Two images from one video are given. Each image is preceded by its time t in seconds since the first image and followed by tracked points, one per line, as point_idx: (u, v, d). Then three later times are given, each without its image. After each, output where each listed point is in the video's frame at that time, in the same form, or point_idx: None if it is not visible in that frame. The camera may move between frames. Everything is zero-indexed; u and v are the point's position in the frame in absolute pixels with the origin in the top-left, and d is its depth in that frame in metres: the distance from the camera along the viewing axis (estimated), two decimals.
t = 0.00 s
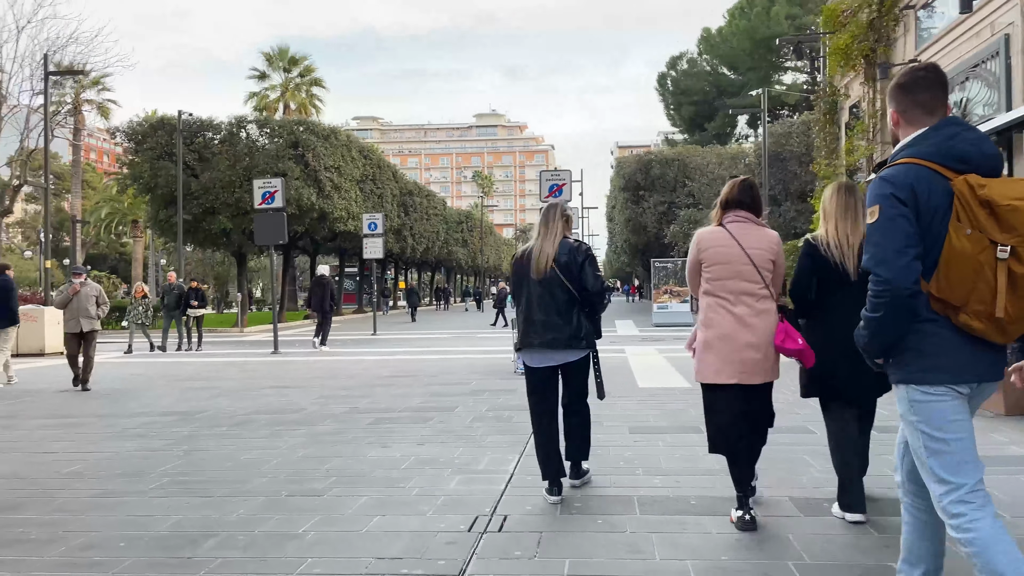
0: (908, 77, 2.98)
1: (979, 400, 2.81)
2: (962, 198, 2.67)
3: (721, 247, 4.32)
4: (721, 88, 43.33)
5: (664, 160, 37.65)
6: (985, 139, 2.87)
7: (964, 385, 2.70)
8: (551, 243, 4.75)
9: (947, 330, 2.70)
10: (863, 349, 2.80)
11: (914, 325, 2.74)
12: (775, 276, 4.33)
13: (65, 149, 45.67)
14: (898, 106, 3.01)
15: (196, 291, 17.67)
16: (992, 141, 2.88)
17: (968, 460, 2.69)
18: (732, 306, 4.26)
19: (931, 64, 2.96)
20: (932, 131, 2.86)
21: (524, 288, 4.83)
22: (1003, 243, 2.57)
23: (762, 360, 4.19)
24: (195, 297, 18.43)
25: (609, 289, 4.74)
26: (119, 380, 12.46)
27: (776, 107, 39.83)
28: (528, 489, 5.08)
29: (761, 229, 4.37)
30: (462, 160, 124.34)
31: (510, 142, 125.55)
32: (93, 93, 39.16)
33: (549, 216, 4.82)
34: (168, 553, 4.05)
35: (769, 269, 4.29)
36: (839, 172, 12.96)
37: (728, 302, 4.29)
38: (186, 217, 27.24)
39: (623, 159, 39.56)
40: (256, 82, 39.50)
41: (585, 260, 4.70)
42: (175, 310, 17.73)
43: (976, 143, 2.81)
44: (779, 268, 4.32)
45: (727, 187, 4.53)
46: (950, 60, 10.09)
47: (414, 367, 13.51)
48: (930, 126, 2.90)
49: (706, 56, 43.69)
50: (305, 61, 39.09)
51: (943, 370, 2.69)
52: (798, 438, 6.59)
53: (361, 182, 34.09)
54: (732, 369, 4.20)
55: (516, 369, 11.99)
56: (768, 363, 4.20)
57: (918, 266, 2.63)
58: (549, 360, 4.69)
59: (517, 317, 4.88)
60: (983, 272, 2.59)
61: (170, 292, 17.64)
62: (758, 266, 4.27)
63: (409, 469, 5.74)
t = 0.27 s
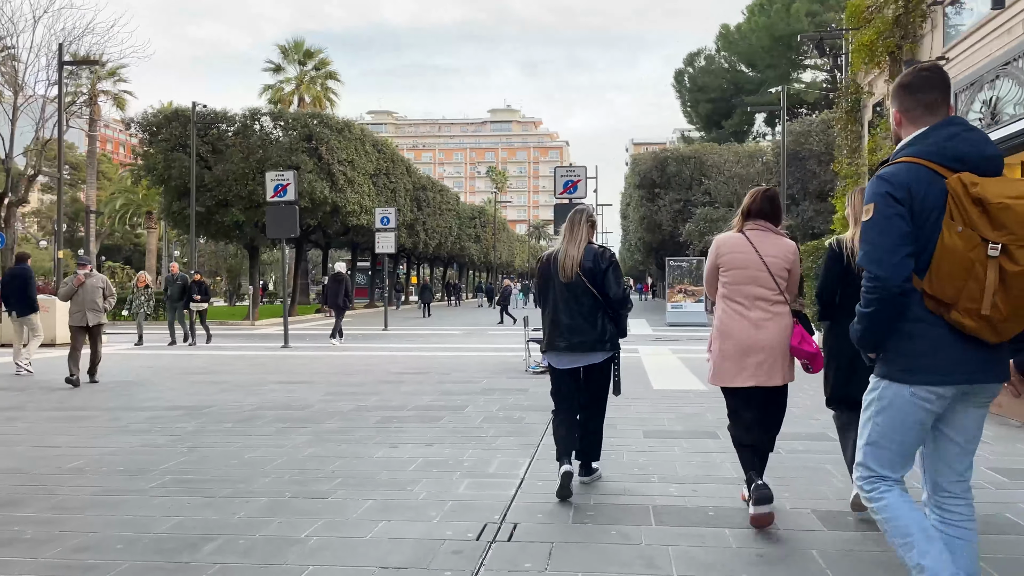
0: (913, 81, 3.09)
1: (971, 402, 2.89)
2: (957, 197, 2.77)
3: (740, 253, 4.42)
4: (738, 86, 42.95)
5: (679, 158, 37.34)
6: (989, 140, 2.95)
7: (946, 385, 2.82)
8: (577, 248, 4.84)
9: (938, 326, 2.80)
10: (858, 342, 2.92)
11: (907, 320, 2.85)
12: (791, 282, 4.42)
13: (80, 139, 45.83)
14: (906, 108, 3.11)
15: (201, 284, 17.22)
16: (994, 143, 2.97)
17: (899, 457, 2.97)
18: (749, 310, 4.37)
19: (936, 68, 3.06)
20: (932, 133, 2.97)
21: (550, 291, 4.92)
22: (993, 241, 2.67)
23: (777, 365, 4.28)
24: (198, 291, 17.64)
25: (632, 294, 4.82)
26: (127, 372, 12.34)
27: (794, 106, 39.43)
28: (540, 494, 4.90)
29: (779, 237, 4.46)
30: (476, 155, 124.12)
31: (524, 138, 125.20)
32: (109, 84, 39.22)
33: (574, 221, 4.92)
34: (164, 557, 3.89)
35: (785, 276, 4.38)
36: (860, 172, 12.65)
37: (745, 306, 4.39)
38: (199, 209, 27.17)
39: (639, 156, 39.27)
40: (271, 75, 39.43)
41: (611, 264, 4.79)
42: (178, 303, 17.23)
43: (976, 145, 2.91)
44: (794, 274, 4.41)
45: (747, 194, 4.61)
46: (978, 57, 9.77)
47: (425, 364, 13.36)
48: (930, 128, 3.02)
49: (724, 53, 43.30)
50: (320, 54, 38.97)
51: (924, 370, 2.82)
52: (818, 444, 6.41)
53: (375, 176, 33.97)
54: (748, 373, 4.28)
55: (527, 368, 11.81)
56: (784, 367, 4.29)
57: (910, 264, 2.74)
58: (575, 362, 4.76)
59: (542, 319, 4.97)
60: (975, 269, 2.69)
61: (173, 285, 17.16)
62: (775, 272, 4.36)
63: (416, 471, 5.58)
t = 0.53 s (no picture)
0: (888, 86, 3.16)
1: (957, 396, 2.89)
2: (922, 199, 2.82)
3: (743, 246, 4.57)
4: (744, 83, 42.78)
5: (684, 154, 37.15)
6: (962, 140, 3.01)
7: (925, 381, 2.84)
8: (592, 241, 5.07)
9: (910, 325, 2.85)
10: (834, 342, 2.97)
11: (878, 320, 2.91)
12: (792, 273, 4.59)
13: (83, 132, 45.72)
14: (883, 112, 3.18)
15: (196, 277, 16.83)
16: (968, 143, 3.02)
17: (880, 454, 2.95)
18: (754, 301, 4.54)
19: (910, 70, 3.13)
20: (903, 137, 3.05)
21: (568, 284, 5.15)
22: (956, 241, 2.74)
23: (784, 353, 4.45)
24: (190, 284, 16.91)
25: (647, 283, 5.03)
26: (126, 366, 12.22)
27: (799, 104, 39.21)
28: (543, 496, 4.75)
29: (778, 231, 4.63)
30: (480, 151, 123.87)
31: (528, 134, 124.96)
32: (113, 77, 39.10)
33: (588, 216, 5.14)
34: (155, 559, 3.77)
35: (787, 267, 4.55)
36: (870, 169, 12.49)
37: (750, 298, 4.56)
38: (201, 202, 27.01)
39: (643, 153, 39.09)
40: (274, 69, 39.26)
41: (625, 256, 5.02)
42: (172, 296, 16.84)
43: (946, 145, 2.97)
44: (796, 265, 4.58)
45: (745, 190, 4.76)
46: (992, 52, 9.62)
47: (426, 360, 13.21)
48: (903, 133, 3.09)
49: (730, 51, 43.08)
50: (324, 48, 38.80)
51: (899, 367, 2.85)
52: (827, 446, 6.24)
53: (378, 171, 33.84)
54: (755, 362, 4.46)
55: (530, 366, 11.66)
56: (790, 355, 4.46)
57: (875, 265, 2.82)
58: (593, 351, 4.98)
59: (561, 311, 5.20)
60: (939, 270, 2.75)
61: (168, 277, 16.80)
62: (777, 264, 4.53)
63: (417, 470, 5.44)
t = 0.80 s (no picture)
0: (852, 84, 3.10)
1: (915, 389, 2.86)
2: (873, 201, 2.81)
3: (729, 249, 4.73)
4: (739, 81, 42.72)
5: (680, 152, 37.07)
6: (919, 141, 2.98)
7: (876, 378, 2.85)
8: (594, 240, 5.16)
9: (862, 325, 2.86)
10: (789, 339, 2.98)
11: (832, 317, 2.92)
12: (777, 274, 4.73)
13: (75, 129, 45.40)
14: (846, 112, 3.12)
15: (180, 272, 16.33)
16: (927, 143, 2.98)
17: (834, 445, 2.98)
18: (741, 301, 4.69)
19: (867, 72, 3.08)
20: (862, 136, 3.00)
21: (569, 282, 5.24)
22: (904, 243, 2.74)
23: (770, 351, 4.61)
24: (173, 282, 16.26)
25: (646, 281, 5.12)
26: (117, 363, 12.02)
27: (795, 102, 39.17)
28: (544, 498, 4.59)
29: (762, 232, 4.77)
30: (475, 149, 123.66)
31: (523, 132, 124.80)
32: (105, 73, 38.80)
33: (590, 216, 5.23)
34: (138, 564, 3.59)
35: (773, 268, 4.69)
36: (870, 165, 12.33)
37: (737, 299, 4.71)
38: (193, 199, 26.78)
39: (639, 151, 38.98)
40: (268, 66, 39.00)
41: (625, 255, 5.12)
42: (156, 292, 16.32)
43: (904, 145, 2.93)
44: (781, 265, 4.71)
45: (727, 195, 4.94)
46: (995, 45, 9.48)
47: (421, 358, 13.03)
48: (865, 130, 3.02)
49: (725, 48, 43.01)
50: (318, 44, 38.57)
51: (853, 364, 2.86)
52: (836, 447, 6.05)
53: (372, 168, 33.67)
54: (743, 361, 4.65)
55: (527, 363, 11.48)
56: (776, 353, 4.62)
57: (827, 264, 2.81)
58: (593, 348, 5.08)
59: (563, 309, 5.29)
60: (887, 271, 2.76)
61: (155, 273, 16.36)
62: (763, 265, 4.68)
63: (411, 470, 5.28)
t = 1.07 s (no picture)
0: (826, 85, 3.27)
1: (881, 395, 3.09)
2: (845, 198, 2.98)
3: (734, 244, 4.96)
4: (739, 82, 42.55)
5: (680, 153, 36.93)
6: (889, 139, 3.14)
7: (853, 372, 3.00)
8: (605, 238, 5.27)
9: (838, 320, 3.02)
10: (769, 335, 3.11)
11: (809, 313, 3.07)
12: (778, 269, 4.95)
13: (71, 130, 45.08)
14: (823, 108, 3.28)
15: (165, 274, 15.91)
16: (898, 140, 3.14)
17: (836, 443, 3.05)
18: (745, 295, 4.91)
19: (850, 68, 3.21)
20: (836, 135, 3.17)
21: (579, 278, 5.33)
22: (875, 238, 2.91)
23: (771, 343, 4.83)
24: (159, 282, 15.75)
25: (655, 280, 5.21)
26: (110, 368, 11.78)
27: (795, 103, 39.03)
28: (552, 511, 4.41)
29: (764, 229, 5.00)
30: (473, 151, 123.37)
31: (521, 134, 124.59)
32: (101, 75, 38.52)
33: (601, 214, 5.35)
34: None
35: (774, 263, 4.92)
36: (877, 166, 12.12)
37: (741, 292, 4.93)
38: (189, 201, 26.47)
39: (638, 152, 38.82)
40: (266, 67, 38.73)
41: (635, 253, 5.22)
42: (143, 296, 15.88)
43: (874, 143, 3.10)
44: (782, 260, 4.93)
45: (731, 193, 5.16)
46: (1005, 44, 9.31)
47: (421, 362, 12.83)
48: (834, 130, 3.21)
49: (724, 49, 42.88)
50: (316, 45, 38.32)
51: (828, 358, 3.01)
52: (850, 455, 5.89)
53: (370, 170, 33.43)
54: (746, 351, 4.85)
55: (529, 367, 11.31)
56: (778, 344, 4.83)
57: (800, 261, 2.97)
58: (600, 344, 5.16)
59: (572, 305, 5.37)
60: (859, 265, 2.92)
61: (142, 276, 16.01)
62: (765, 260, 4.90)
63: (413, 481, 5.08)
